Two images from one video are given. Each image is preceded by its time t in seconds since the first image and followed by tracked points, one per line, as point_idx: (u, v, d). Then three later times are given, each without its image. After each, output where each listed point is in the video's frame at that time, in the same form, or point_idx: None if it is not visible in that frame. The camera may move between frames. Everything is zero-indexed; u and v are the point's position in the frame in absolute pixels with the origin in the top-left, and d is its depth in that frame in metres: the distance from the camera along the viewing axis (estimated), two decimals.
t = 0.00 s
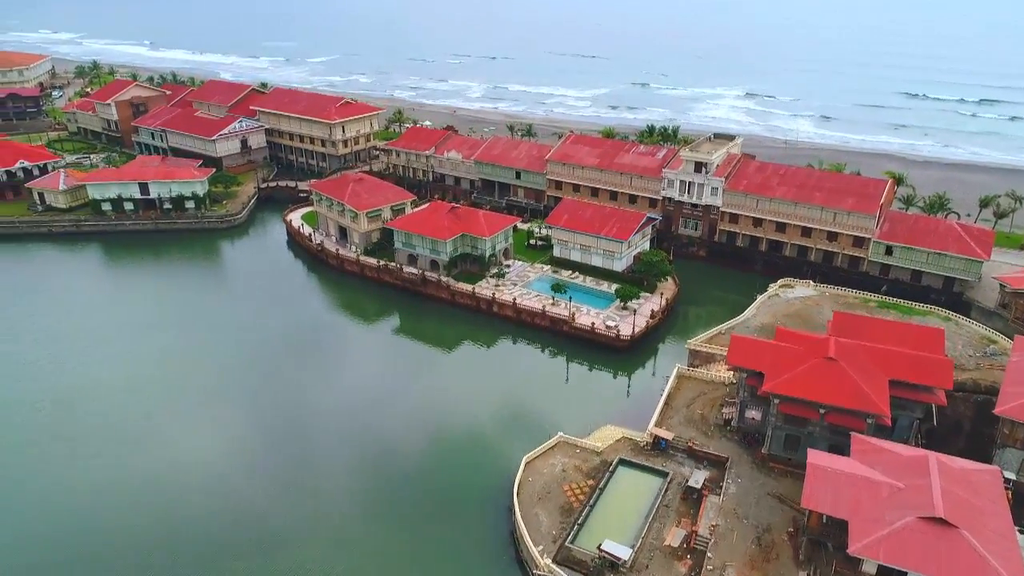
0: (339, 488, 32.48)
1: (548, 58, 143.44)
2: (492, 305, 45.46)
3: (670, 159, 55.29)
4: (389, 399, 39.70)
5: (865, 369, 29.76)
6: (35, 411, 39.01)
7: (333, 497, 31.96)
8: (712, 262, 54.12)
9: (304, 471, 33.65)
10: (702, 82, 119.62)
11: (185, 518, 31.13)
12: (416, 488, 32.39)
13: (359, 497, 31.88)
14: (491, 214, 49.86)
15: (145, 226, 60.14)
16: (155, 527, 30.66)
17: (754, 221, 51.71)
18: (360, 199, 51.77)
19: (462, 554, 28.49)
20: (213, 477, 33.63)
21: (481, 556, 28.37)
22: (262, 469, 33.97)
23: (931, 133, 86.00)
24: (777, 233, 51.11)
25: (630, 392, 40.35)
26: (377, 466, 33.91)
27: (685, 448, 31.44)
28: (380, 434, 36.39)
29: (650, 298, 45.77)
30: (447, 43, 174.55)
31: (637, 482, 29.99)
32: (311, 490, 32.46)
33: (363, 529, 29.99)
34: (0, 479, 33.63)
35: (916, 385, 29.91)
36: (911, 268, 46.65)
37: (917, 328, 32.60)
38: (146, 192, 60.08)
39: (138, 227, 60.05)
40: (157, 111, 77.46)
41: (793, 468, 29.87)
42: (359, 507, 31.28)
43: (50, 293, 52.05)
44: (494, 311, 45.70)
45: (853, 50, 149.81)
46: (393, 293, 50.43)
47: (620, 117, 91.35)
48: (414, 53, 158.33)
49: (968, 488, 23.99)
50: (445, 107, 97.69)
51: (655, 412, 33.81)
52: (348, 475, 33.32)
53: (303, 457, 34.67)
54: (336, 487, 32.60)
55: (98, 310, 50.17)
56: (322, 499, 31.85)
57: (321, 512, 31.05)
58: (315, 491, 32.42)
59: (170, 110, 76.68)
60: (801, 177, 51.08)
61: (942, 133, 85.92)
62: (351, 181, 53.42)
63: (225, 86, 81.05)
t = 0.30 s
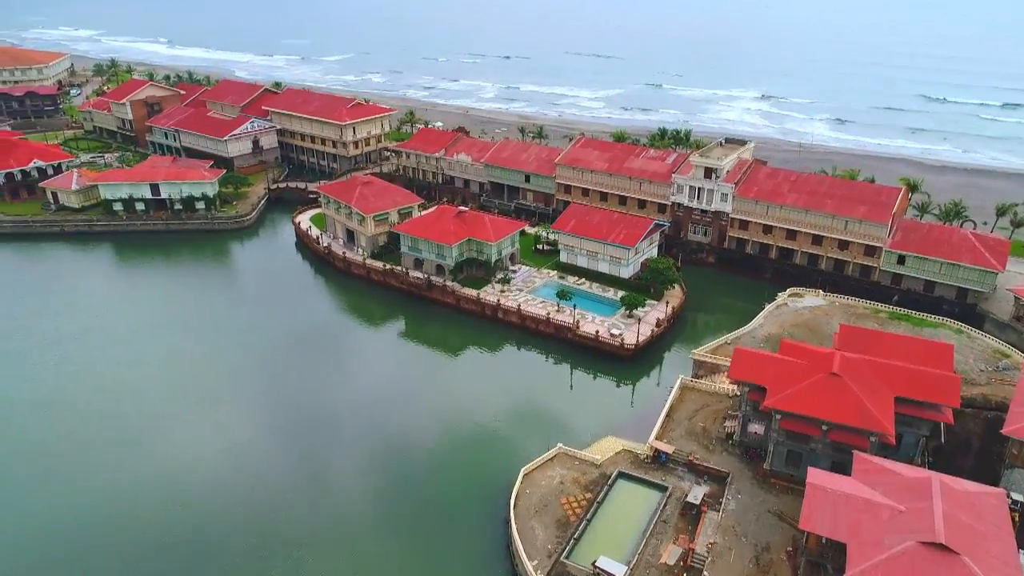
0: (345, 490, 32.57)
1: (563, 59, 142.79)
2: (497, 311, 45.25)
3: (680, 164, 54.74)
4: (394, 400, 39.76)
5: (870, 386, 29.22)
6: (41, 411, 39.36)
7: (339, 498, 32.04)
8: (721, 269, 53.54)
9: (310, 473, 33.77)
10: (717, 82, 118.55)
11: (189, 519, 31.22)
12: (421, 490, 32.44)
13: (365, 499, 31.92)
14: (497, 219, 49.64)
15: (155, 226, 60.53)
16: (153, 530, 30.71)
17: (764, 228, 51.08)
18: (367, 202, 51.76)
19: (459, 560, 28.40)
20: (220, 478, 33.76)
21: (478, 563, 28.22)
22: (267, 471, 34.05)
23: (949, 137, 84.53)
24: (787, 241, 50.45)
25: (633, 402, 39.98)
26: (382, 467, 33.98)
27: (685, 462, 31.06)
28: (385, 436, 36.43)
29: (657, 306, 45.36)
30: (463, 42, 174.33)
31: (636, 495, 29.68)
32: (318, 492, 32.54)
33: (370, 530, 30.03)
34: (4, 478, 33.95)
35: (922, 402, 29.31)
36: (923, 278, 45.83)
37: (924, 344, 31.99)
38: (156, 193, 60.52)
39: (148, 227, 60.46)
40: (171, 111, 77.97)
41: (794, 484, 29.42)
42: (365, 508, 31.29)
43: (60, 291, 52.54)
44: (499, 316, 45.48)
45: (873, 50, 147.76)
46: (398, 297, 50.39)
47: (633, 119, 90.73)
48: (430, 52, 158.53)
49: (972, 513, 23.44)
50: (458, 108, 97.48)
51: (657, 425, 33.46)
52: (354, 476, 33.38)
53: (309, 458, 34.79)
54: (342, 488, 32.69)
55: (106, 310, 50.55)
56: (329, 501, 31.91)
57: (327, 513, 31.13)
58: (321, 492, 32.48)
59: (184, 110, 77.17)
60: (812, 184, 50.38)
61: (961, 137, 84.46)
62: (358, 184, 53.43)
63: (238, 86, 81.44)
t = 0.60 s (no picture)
0: (357, 491, 32.94)
1: (578, 59, 142.20)
2: (502, 317, 45.05)
3: (691, 170, 54.18)
4: (402, 401, 40.05)
5: (875, 403, 28.70)
6: (49, 410, 39.80)
7: (351, 499, 32.41)
8: (732, 276, 52.92)
9: (320, 474, 34.10)
10: (734, 84, 117.46)
11: (194, 521, 31.47)
12: (430, 492, 32.74)
13: (376, 500, 32.28)
14: (505, 223, 49.42)
15: (167, 226, 61.02)
16: (154, 533, 30.89)
17: (775, 235, 50.43)
18: (375, 205, 51.79)
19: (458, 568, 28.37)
20: (231, 478, 34.09)
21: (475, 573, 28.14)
22: (276, 473, 34.35)
23: (969, 142, 83.09)
24: (798, 248, 49.77)
25: (636, 411, 39.67)
26: (392, 468, 34.36)
27: (686, 476, 30.70)
28: (394, 437, 36.76)
29: (663, 314, 44.93)
30: (479, 42, 174.12)
31: (634, 508, 29.40)
32: (329, 492, 32.91)
33: (382, 531, 30.39)
34: (10, 477, 34.36)
35: (928, 421, 28.73)
36: (937, 288, 44.96)
37: (932, 359, 31.40)
38: (168, 193, 61.05)
39: (160, 227, 60.96)
40: (186, 111, 78.54)
41: (796, 501, 28.98)
42: (373, 512, 31.54)
43: (72, 290, 53.11)
44: (504, 322, 45.26)
45: (894, 51, 145.58)
46: (405, 301, 50.35)
47: (647, 121, 90.12)
48: (446, 51, 158.61)
49: (975, 537, 22.93)
50: (471, 108, 97.34)
51: (659, 437, 33.08)
52: (364, 477, 33.77)
53: (320, 459, 35.14)
54: (354, 489, 33.05)
55: (118, 309, 51.05)
56: (341, 501, 32.29)
57: (339, 514, 31.49)
58: (333, 493, 32.86)
59: (199, 110, 77.71)
60: (824, 191, 49.69)
61: (981, 142, 82.96)
62: (367, 187, 53.46)
63: (253, 86, 81.87)
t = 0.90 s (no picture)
0: (373, 488, 33.95)
1: (594, 59, 141.35)
2: (507, 323, 44.94)
3: (701, 175, 53.65)
4: (415, 401, 40.95)
5: (878, 419, 28.20)
6: (57, 410, 40.29)
7: (368, 496, 33.44)
8: (741, 283, 52.39)
9: (337, 472, 35.05)
10: (751, 85, 116.15)
11: (196, 526, 31.84)
12: (444, 490, 33.67)
13: (387, 502, 33.06)
14: (512, 228, 49.26)
15: (179, 226, 61.54)
16: (156, 538, 31.23)
17: (785, 243, 49.83)
18: (383, 208, 51.85)
19: None
20: (250, 475, 35.03)
21: None
22: (283, 476, 34.89)
23: (989, 147, 81.51)
24: (809, 256, 49.17)
25: (640, 420, 39.42)
26: (394, 476, 34.65)
27: (686, 489, 30.37)
28: (408, 435, 37.75)
29: (669, 322, 44.58)
30: (495, 41, 173.66)
31: (632, 521, 29.18)
32: (347, 489, 33.93)
33: (399, 528, 31.41)
34: (18, 478, 34.89)
35: (933, 439, 28.19)
36: (950, 299, 44.17)
37: (939, 375, 30.82)
38: (180, 194, 61.48)
39: (172, 226, 61.48)
40: (200, 110, 79.10)
41: (797, 517, 28.61)
42: (374, 521, 31.84)
43: (84, 290, 53.73)
44: (509, 328, 45.16)
45: (917, 51, 143.15)
46: (411, 304, 50.41)
47: (661, 122, 89.37)
48: (462, 50, 158.33)
49: (976, 561, 22.47)
50: (484, 109, 97.15)
51: (659, 448, 32.80)
52: (380, 474, 34.75)
53: (337, 457, 36.13)
54: (370, 486, 34.06)
55: (128, 309, 51.56)
56: (359, 498, 33.32)
57: (357, 511, 32.50)
58: (350, 490, 33.85)
59: (213, 110, 78.22)
60: (836, 199, 48.99)
61: (1002, 147, 81.39)
62: (376, 190, 53.54)
63: (267, 86, 82.27)
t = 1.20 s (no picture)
0: (386, 485, 34.58)
1: (610, 59, 140.43)
2: (511, 329, 44.84)
3: (710, 181, 53.16)
4: (428, 401, 41.51)
5: (880, 437, 27.76)
6: (64, 408, 40.75)
7: (381, 493, 34.07)
8: (749, 290, 51.86)
9: (351, 469, 35.73)
10: (768, 86, 114.77)
11: (197, 528, 32.14)
12: (455, 489, 34.23)
13: (388, 505, 33.24)
14: (518, 233, 49.13)
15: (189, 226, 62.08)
16: (156, 539, 31.49)
17: (794, 250, 49.27)
18: (390, 211, 51.92)
19: None
20: (266, 471, 35.72)
21: None
22: (285, 479, 35.18)
23: (1010, 152, 79.95)
24: (818, 264, 48.57)
25: (642, 429, 39.15)
26: (396, 480, 34.84)
27: (684, 503, 30.10)
28: (421, 434, 38.37)
29: (675, 329, 44.24)
30: (511, 41, 173.15)
31: (629, 533, 28.96)
32: (361, 486, 34.58)
33: (411, 524, 32.02)
34: (23, 476, 35.36)
35: (936, 457, 27.70)
36: (962, 310, 43.41)
37: (945, 391, 30.30)
38: (191, 195, 62.09)
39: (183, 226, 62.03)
40: (214, 110, 79.64)
41: (796, 534, 28.24)
42: (375, 524, 32.05)
43: (94, 288, 54.29)
44: (513, 334, 45.06)
45: (939, 53, 140.58)
46: (416, 307, 50.48)
47: (674, 125, 88.54)
48: (477, 49, 157.96)
49: None
50: (498, 109, 96.92)
51: (659, 460, 32.53)
52: (383, 478, 34.95)
53: (351, 454, 36.82)
54: (384, 483, 34.71)
55: (137, 308, 52.06)
56: (372, 495, 33.94)
57: (371, 506, 33.14)
58: (361, 489, 34.39)
59: (226, 110, 78.72)
60: (847, 206, 48.35)
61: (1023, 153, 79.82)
62: (383, 193, 53.63)
63: (280, 86, 82.64)
